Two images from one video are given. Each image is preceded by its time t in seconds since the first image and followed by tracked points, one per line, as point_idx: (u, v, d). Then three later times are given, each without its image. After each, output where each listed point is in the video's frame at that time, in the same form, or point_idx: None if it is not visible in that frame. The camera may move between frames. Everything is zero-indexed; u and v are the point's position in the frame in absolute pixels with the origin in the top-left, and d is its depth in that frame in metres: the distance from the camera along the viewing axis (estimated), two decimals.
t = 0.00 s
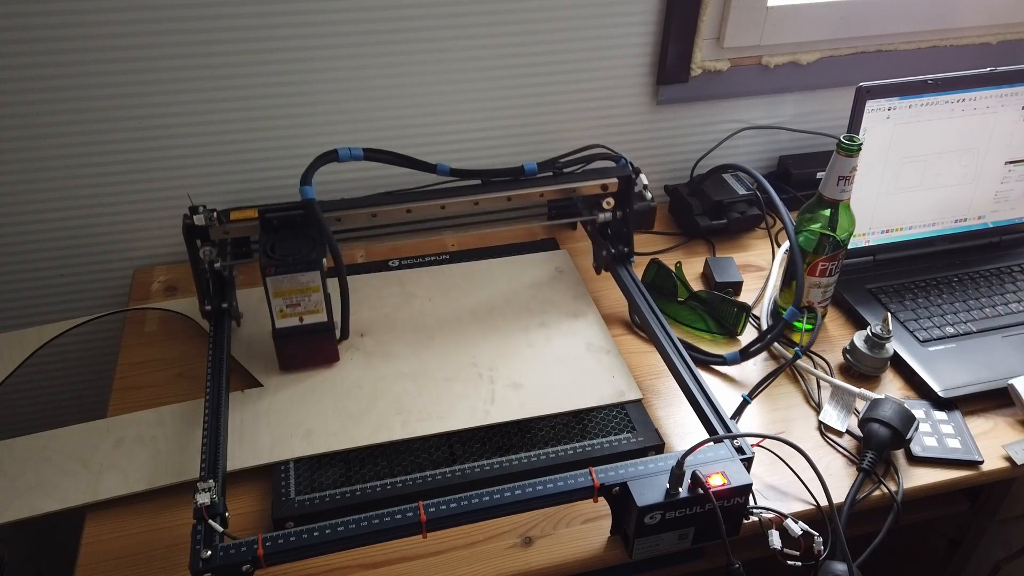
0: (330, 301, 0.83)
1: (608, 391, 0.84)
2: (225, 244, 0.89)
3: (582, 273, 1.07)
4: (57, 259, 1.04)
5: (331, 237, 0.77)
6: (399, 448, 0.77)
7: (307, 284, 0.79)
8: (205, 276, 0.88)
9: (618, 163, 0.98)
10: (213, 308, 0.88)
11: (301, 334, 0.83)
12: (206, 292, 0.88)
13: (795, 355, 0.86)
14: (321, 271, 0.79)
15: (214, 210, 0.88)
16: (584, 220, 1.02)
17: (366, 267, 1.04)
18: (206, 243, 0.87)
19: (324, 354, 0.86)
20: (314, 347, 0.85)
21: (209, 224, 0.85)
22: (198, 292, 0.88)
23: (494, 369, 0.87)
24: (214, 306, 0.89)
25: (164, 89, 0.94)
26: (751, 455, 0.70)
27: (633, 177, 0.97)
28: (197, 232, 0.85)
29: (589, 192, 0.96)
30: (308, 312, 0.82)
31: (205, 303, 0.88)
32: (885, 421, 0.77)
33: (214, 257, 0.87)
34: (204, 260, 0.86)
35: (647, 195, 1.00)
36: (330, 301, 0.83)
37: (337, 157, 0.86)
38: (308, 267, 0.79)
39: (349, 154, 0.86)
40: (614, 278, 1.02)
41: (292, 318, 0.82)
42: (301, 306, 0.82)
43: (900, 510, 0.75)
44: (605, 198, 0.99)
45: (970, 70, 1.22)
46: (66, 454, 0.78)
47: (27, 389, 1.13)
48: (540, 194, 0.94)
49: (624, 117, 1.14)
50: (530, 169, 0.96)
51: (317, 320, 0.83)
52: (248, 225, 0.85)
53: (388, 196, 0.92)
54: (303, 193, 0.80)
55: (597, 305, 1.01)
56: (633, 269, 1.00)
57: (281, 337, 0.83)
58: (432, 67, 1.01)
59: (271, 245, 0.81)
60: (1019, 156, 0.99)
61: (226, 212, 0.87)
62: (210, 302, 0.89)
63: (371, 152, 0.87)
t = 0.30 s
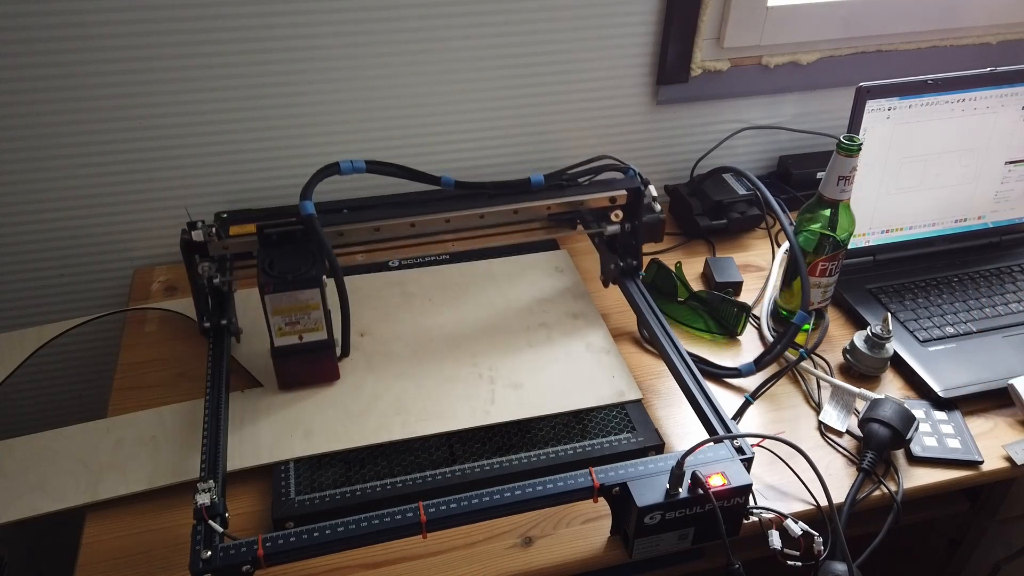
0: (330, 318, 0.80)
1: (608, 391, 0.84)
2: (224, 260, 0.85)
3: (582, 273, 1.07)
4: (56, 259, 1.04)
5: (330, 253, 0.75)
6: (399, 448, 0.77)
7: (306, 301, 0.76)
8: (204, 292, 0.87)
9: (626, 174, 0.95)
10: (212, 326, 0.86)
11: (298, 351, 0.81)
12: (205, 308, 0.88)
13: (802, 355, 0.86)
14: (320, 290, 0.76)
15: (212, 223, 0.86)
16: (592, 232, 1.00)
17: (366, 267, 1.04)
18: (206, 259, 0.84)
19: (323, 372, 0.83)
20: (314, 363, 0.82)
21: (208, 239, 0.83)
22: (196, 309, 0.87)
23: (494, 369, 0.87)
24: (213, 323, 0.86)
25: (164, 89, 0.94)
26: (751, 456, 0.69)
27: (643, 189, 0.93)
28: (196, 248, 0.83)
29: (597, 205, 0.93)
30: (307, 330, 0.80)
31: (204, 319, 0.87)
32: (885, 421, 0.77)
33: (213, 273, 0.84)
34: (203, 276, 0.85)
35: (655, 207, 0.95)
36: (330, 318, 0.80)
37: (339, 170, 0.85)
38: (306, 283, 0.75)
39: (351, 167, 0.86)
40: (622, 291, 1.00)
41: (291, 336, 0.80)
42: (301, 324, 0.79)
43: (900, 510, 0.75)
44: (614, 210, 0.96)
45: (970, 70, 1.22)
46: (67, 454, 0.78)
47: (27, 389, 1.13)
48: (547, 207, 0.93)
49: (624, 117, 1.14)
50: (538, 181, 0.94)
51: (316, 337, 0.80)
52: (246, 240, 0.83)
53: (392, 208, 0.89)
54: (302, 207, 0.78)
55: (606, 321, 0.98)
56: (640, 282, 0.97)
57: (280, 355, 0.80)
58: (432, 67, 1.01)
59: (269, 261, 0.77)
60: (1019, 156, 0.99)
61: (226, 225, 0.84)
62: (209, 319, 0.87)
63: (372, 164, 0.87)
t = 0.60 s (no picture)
0: (330, 336, 0.77)
1: (608, 391, 0.84)
2: (224, 275, 0.82)
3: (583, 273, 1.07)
4: (56, 259, 1.04)
5: (331, 270, 0.72)
6: (399, 448, 0.77)
7: (306, 319, 0.73)
8: (203, 308, 0.84)
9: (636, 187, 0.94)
10: (211, 343, 0.83)
11: (298, 370, 0.78)
12: (203, 324, 0.84)
13: (807, 355, 0.85)
14: (320, 308, 0.73)
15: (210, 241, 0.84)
16: (599, 246, 0.95)
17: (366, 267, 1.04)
18: (204, 275, 0.81)
19: (323, 391, 0.80)
20: (315, 382, 0.79)
21: (206, 255, 0.80)
22: (196, 325, 0.84)
23: (495, 369, 0.87)
24: (211, 341, 0.83)
25: (163, 89, 0.94)
26: (751, 455, 0.69)
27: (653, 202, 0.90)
28: (194, 264, 0.80)
29: (605, 219, 0.91)
30: (307, 349, 0.77)
31: (202, 338, 0.83)
32: (885, 421, 0.77)
33: (211, 289, 0.81)
34: (201, 293, 0.81)
35: (665, 220, 0.90)
36: (331, 336, 0.77)
37: (341, 183, 0.86)
38: (307, 301, 0.73)
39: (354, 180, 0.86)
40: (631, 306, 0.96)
41: (290, 355, 0.77)
42: (300, 343, 0.76)
43: (900, 510, 0.75)
44: (622, 223, 0.93)
45: (970, 70, 1.22)
46: (67, 454, 0.78)
47: (27, 389, 1.13)
48: (554, 220, 0.91)
49: (624, 117, 1.14)
50: (544, 195, 0.93)
51: (315, 356, 0.78)
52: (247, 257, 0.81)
53: (395, 224, 0.87)
54: (302, 223, 0.75)
55: (615, 334, 0.95)
56: (650, 297, 0.93)
57: (278, 372, 0.78)
58: (432, 67, 1.01)
59: (267, 277, 0.74)
60: (1019, 156, 0.99)
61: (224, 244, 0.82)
62: (208, 337, 0.83)
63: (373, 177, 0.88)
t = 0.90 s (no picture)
0: (330, 356, 0.75)
1: (608, 391, 0.84)
2: (223, 291, 0.78)
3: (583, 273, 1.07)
4: (56, 259, 1.04)
5: (328, 287, 0.70)
6: (399, 448, 0.77)
7: (304, 338, 0.70)
8: (202, 326, 0.78)
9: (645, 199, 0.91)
10: (211, 361, 0.79)
11: (296, 388, 0.76)
12: (202, 343, 0.79)
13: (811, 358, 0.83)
14: (320, 327, 0.70)
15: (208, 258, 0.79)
16: (608, 260, 0.91)
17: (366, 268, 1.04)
18: (202, 291, 0.76)
19: (323, 411, 0.78)
20: (314, 402, 0.77)
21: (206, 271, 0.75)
22: (193, 342, 0.78)
23: (495, 368, 0.87)
24: (211, 359, 0.79)
25: (163, 89, 0.94)
26: (751, 455, 0.69)
27: (664, 215, 0.86)
28: (193, 282, 0.75)
29: (614, 232, 0.87)
30: (307, 369, 0.74)
31: (200, 356, 0.79)
32: (885, 421, 0.77)
33: (211, 306, 0.76)
34: (199, 310, 0.76)
35: (676, 233, 0.87)
36: (330, 355, 0.74)
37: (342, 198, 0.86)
38: (306, 321, 0.69)
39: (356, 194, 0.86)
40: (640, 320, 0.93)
41: (289, 375, 0.74)
42: (299, 362, 0.73)
43: (900, 510, 0.75)
44: (631, 238, 0.89)
45: (970, 70, 1.22)
46: (68, 454, 0.78)
47: (27, 389, 1.13)
48: (563, 235, 0.86)
49: (624, 117, 1.14)
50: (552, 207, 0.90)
51: (314, 375, 0.75)
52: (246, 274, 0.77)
53: (397, 239, 0.84)
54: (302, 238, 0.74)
55: (623, 351, 0.93)
56: (659, 312, 0.90)
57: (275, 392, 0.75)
58: (432, 67, 1.01)
59: (266, 296, 0.71)
60: (1019, 156, 0.99)
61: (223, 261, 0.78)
62: (207, 354, 0.79)
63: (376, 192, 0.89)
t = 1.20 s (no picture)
0: (331, 372, 0.73)
1: (608, 391, 0.84)
2: (223, 307, 0.76)
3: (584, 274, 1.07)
4: (56, 259, 1.04)
5: (332, 308, 0.70)
6: (399, 448, 0.77)
7: (306, 356, 0.69)
8: (200, 341, 0.76)
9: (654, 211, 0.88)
10: (211, 377, 0.77)
11: (299, 407, 0.73)
12: (203, 358, 0.77)
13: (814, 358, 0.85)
14: (321, 343, 0.69)
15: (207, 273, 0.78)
16: (616, 272, 0.89)
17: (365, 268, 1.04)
18: (201, 306, 0.74)
19: (327, 426, 0.76)
20: (315, 419, 0.75)
21: (206, 287, 0.74)
22: (192, 360, 0.76)
23: (494, 368, 0.87)
24: (211, 375, 0.78)
25: (163, 89, 0.94)
26: (751, 455, 0.69)
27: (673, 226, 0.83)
28: (190, 296, 0.74)
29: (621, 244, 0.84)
30: (308, 386, 0.72)
31: (199, 372, 0.77)
32: (885, 421, 0.77)
33: (211, 321, 0.74)
34: (198, 325, 0.74)
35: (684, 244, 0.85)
36: (331, 372, 0.72)
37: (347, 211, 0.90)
38: (307, 337, 0.68)
39: (358, 206, 0.90)
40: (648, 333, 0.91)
41: (290, 393, 0.72)
42: (300, 379, 0.71)
43: (900, 510, 0.75)
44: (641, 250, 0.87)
45: (970, 70, 1.22)
46: (69, 453, 0.78)
47: (27, 389, 1.13)
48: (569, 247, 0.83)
49: (624, 117, 1.14)
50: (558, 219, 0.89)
51: (315, 393, 0.73)
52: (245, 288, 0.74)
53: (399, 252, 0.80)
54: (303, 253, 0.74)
55: (631, 368, 0.90)
56: (669, 326, 0.89)
57: (276, 410, 0.73)
58: (432, 67, 1.01)
59: (267, 312, 0.70)
60: (1019, 156, 0.99)
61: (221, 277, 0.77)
62: (206, 370, 0.77)
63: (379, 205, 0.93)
